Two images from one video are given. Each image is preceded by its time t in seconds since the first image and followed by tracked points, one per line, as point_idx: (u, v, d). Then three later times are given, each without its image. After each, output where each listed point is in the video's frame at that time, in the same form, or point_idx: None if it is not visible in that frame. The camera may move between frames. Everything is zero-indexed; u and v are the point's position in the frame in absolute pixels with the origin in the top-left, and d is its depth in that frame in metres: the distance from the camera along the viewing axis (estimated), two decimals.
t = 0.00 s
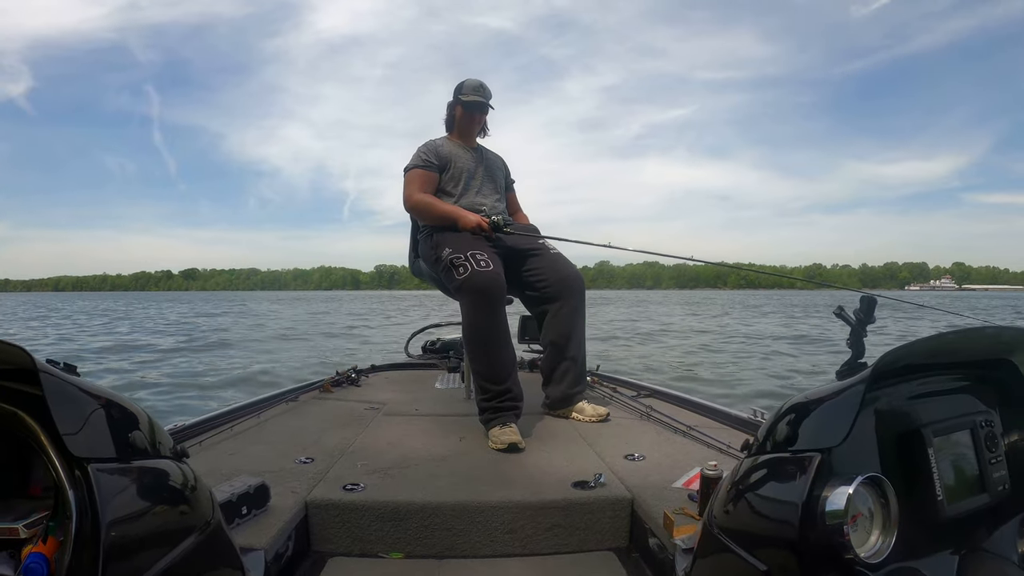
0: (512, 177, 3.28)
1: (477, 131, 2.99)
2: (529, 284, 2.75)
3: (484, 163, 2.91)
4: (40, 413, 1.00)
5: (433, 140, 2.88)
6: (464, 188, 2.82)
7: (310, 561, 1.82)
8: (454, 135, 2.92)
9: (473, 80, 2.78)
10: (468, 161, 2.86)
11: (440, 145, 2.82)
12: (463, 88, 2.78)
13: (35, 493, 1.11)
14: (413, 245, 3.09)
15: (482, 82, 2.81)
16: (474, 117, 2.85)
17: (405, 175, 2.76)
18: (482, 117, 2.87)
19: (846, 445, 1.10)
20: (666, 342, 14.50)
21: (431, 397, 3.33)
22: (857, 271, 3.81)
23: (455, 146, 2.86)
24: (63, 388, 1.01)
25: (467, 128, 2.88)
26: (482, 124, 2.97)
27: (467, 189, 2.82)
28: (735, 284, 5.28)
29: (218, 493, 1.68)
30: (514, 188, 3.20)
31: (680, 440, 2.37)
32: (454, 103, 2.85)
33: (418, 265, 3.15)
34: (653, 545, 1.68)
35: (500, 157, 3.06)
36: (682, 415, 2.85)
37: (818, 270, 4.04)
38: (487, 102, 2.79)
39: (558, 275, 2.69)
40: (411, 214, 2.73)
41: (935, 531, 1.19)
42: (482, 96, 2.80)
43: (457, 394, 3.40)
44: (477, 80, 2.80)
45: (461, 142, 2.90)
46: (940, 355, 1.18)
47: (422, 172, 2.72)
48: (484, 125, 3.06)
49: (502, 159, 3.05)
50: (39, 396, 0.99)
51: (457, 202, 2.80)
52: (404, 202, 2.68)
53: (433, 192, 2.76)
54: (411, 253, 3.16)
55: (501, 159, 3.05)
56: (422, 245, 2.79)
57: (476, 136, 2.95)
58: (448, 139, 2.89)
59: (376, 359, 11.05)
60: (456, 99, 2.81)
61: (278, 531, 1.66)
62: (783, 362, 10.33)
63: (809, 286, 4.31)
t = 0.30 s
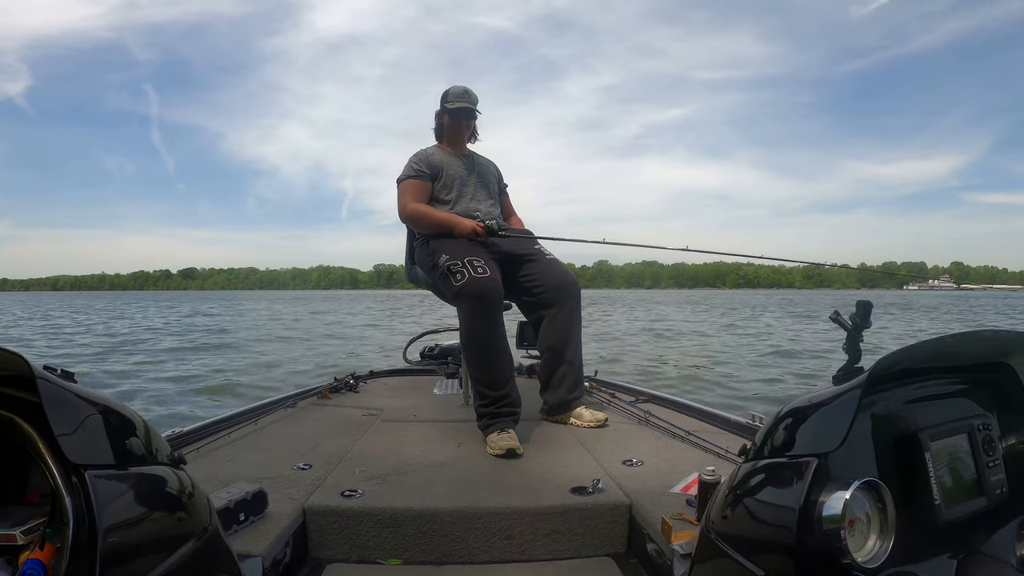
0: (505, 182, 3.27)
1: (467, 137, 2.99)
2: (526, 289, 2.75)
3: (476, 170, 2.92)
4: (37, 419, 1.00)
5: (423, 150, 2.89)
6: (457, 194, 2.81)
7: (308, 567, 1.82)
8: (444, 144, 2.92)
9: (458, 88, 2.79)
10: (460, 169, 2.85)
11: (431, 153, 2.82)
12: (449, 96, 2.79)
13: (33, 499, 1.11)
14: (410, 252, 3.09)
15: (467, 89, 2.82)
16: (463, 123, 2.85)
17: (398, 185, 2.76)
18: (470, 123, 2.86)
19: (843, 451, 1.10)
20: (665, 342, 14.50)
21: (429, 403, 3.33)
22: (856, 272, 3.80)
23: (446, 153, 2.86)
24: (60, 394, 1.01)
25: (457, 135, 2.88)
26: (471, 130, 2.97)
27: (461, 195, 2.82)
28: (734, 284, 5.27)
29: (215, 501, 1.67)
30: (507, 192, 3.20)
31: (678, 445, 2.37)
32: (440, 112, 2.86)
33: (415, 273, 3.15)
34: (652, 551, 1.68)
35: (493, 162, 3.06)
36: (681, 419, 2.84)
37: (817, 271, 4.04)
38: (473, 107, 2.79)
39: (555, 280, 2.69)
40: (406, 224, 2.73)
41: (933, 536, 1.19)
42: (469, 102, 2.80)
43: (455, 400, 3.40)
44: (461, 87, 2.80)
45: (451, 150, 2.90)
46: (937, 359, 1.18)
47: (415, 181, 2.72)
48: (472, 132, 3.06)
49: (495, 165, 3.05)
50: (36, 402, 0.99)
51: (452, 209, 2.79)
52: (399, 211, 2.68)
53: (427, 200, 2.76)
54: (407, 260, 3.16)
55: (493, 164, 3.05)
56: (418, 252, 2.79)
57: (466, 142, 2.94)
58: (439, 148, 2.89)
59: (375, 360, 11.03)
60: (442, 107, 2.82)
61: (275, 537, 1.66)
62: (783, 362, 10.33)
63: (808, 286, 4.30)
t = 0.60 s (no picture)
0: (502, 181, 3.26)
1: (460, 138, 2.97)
2: (524, 290, 2.74)
3: (471, 170, 2.90)
4: (31, 416, 0.98)
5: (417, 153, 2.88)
6: (453, 195, 2.80)
7: (305, 567, 1.81)
8: (437, 146, 2.91)
9: (446, 89, 2.78)
10: (454, 169, 2.84)
11: (425, 155, 2.82)
12: (438, 98, 2.78)
13: (28, 496, 1.10)
14: (407, 252, 3.07)
15: (456, 89, 2.80)
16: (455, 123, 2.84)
17: (394, 187, 2.75)
18: (461, 123, 2.84)
19: (844, 452, 1.09)
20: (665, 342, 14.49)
21: (427, 404, 3.31)
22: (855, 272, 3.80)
23: (439, 155, 2.85)
24: (55, 391, 1.00)
25: (450, 136, 2.87)
26: (464, 130, 2.96)
27: (457, 196, 2.81)
28: (733, 283, 5.26)
29: (212, 500, 1.66)
30: (503, 192, 3.19)
31: (677, 447, 2.36)
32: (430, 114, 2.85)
33: (413, 273, 3.14)
34: (650, 553, 1.67)
35: (488, 163, 3.05)
36: (679, 421, 2.83)
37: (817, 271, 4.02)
38: (464, 106, 2.78)
39: (553, 282, 2.68)
40: (403, 225, 2.72)
41: (934, 538, 1.18)
42: (459, 102, 2.79)
43: (453, 400, 3.39)
44: (448, 88, 2.79)
45: (445, 151, 2.89)
46: (937, 361, 1.17)
47: (412, 182, 2.71)
48: (465, 132, 3.05)
49: (491, 165, 3.04)
50: (31, 399, 0.97)
51: (449, 209, 2.78)
52: (396, 212, 2.67)
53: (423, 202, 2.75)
54: (405, 260, 3.15)
55: (489, 165, 3.03)
56: (416, 252, 2.78)
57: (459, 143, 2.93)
58: (433, 149, 2.88)
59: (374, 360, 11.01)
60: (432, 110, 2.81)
61: (272, 537, 1.65)
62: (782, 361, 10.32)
63: (807, 286, 4.29)
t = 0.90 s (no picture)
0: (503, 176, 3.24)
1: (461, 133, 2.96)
2: (523, 287, 2.72)
3: (471, 165, 2.89)
4: (25, 405, 0.97)
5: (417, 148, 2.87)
6: (453, 190, 2.79)
7: (299, 561, 1.80)
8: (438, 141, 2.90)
9: (445, 83, 2.76)
10: (454, 165, 2.83)
11: (425, 150, 2.81)
12: (438, 92, 2.77)
13: (20, 486, 1.11)
14: (407, 247, 3.06)
15: (456, 83, 2.78)
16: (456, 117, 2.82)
17: (394, 182, 2.74)
18: (461, 118, 2.82)
19: (840, 451, 1.08)
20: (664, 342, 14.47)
21: (423, 400, 3.31)
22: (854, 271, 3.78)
23: (439, 150, 2.84)
24: (48, 380, 0.99)
25: (451, 130, 2.85)
26: (465, 125, 2.94)
27: (456, 191, 2.80)
28: (732, 283, 5.25)
29: (206, 493, 1.65)
30: (504, 187, 3.18)
31: (673, 445, 2.35)
32: (431, 109, 2.84)
33: (411, 267, 3.13)
34: (645, 550, 1.66)
35: (489, 158, 3.03)
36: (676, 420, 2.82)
37: (816, 271, 4.01)
38: (464, 101, 2.76)
39: (552, 278, 2.67)
40: (403, 220, 2.71)
41: (929, 538, 1.17)
42: (459, 96, 2.77)
43: (449, 396, 3.38)
44: (447, 83, 2.77)
45: (445, 146, 2.88)
46: (936, 359, 1.16)
47: (410, 178, 2.71)
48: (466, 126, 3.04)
49: (491, 160, 3.02)
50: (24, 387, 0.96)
51: (448, 204, 2.77)
52: (395, 207, 2.67)
53: (422, 197, 2.75)
54: (404, 256, 3.14)
55: (490, 160, 3.02)
56: (415, 247, 2.77)
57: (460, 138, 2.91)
58: (433, 145, 2.87)
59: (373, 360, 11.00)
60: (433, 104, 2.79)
61: (266, 530, 1.64)
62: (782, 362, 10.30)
63: (806, 286, 4.28)
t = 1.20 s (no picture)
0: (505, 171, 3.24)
1: (465, 127, 2.96)
2: (523, 281, 2.72)
3: (474, 159, 2.89)
4: (19, 400, 0.97)
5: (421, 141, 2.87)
6: (455, 184, 2.79)
7: (295, 556, 1.80)
8: (442, 134, 2.89)
9: (451, 76, 2.76)
10: (457, 159, 2.83)
11: (428, 143, 2.80)
12: (443, 85, 2.76)
13: (15, 482, 1.10)
14: (406, 241, 3.06)
15: (461, 76, 2.78)
16: (461, 110, 2.82)
17: (396, 174, 2.74)
18: (466, 110, 2.81)
19: (837, 447, 1.08)
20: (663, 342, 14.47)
21: (420, 395, 3.31)
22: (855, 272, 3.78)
23: (443, 143, 2.84)
24: (44, 375, 0.98)
25: (455, 123, 2.85)
26: (469, 119, 2.94)
27: (458, 185, 2.79)
28: (731, 284, 5.26)
29: (202, 487, 1.65)
30: (507, 182, 3.18)
31: (670, 441, 2.35)
32: (436, 102, 2.83)
33: (411, 261, 3.13)
34: (641, 546, 1.65)
35: (491, 152, 3.03)
36: (673, 416, 2.82)
37: (815, 271, 4.01)
38: (469, 93, 2.76)
39: (552, 274, 2.66)
40: (404, 213, 2.71)
41: (925, 535, 1.16)
42: (464, 89, 2.76)
43: (447, 392, 3.38)
44: (453, 75, 2.77)
45: (449, 139, 2.87)
46: (933, 356, 1.16)
47: (413, 171, 2.70)
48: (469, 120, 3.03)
49: (494, 155, 3.02)
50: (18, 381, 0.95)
51: (450, 198, 2.77)
52: (396, 200, 2.66)
53: (424, 190, 2.74)
54: (404, 250, 3.14)
55: (492, 154, 3.02)
56: (415, 241, 2.76)
57: (464, 131, 2.91)
58: (437, 138, 2.87)
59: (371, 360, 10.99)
60: (438, 97, 2.79)
61: (262, 525, 1.64)
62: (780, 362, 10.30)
63: (805, 286, 4.28)
